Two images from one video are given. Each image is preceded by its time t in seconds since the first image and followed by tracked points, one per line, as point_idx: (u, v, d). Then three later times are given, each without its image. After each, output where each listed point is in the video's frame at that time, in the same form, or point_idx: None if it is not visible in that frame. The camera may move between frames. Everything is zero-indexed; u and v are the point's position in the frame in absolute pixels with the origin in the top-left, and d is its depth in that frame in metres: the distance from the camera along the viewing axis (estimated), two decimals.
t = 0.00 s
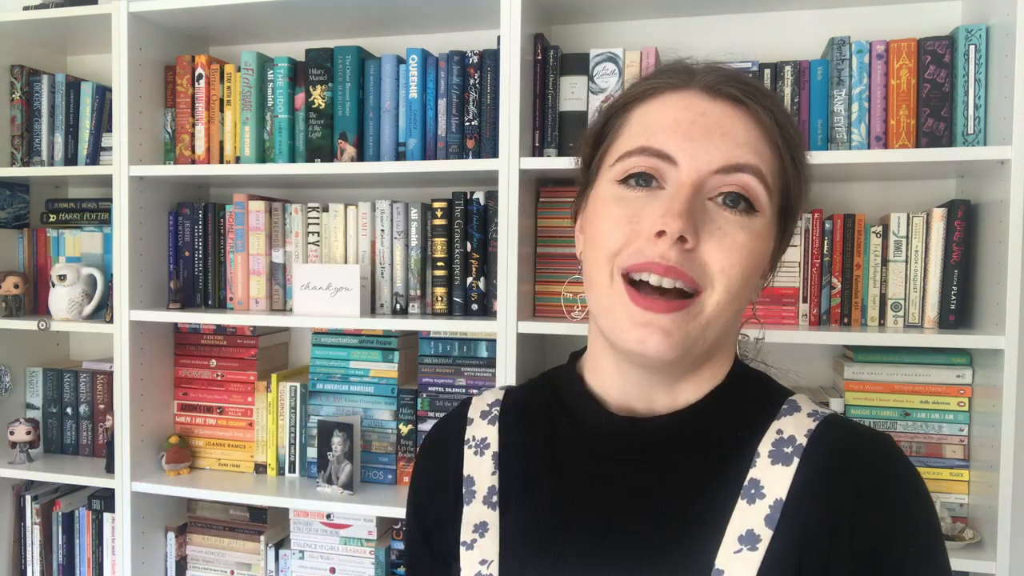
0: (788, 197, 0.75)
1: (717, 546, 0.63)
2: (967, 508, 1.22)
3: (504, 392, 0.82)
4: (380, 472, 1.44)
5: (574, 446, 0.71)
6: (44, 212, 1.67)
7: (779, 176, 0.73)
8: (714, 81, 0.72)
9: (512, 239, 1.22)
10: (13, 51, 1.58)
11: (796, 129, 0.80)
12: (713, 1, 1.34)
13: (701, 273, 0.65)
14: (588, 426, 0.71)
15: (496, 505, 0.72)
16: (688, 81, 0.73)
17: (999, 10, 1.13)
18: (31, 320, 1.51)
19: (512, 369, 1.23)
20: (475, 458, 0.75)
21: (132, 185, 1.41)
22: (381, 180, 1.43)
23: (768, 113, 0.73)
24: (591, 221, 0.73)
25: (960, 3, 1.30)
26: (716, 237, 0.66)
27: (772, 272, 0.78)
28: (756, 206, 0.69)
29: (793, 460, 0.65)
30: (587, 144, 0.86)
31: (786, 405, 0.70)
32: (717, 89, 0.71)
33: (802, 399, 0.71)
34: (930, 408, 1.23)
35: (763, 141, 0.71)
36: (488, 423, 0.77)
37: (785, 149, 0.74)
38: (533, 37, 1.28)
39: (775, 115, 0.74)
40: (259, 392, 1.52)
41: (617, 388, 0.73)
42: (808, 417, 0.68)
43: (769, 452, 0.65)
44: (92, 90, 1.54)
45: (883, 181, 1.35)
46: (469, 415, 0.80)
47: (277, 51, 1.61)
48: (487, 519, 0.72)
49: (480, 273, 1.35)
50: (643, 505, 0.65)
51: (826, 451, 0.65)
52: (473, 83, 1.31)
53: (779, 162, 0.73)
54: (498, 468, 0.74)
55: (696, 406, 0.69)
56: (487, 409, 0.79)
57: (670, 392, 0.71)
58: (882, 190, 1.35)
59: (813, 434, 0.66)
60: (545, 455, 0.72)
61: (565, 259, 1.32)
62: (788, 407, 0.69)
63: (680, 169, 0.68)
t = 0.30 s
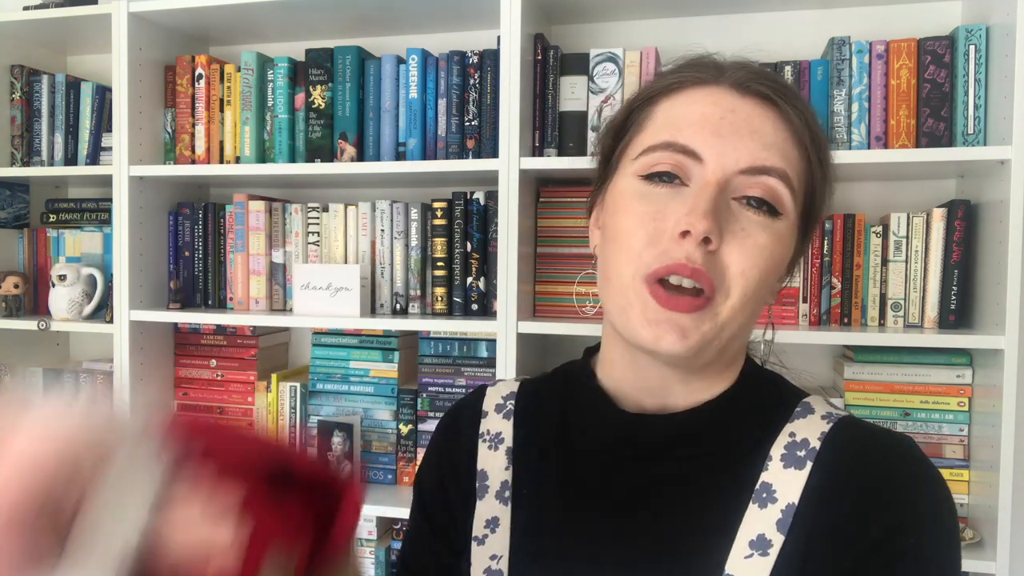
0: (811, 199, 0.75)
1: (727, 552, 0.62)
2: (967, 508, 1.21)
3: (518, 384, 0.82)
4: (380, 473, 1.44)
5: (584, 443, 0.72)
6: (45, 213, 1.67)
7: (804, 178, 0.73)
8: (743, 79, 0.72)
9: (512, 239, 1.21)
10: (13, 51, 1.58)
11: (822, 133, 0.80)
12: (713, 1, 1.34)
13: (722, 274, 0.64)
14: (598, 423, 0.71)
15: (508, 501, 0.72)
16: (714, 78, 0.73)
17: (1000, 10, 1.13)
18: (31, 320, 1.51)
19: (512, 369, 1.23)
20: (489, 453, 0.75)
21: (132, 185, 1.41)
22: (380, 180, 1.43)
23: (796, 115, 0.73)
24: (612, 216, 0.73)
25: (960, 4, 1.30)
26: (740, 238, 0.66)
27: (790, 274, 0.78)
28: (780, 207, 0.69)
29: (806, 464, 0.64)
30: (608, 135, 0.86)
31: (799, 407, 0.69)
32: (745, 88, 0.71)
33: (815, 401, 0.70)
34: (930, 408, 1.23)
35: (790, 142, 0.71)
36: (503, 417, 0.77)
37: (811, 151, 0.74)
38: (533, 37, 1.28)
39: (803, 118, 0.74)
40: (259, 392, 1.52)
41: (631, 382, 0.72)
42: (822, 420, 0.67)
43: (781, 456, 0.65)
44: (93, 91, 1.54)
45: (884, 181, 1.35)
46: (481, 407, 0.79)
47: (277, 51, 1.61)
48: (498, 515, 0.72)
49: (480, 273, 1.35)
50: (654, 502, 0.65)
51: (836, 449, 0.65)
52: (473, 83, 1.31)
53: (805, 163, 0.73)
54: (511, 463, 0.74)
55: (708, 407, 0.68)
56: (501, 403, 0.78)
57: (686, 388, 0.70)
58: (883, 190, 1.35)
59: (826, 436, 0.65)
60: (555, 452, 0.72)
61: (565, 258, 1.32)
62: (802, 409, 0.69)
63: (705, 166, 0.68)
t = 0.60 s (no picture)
0: (823, 200, 0.75)
1: (724, 557, 0.62)
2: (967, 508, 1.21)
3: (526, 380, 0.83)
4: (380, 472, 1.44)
5: (587, 442, 0.72)
6: (45, 213, 1.67)
7: (817, 178, 0.72)
8: (757, 77, 0.71)
9: (512, 239, 1.21)
10: (13, 51, 1.58)
11: (837, 134, 0.79)
12: (713, 1, 1.34)
13: (736, 277, 0.65)
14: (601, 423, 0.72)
15: (515, 501, 0.71)
16: (729, 76, 0.72)
17: (1000, 10, 1.13)
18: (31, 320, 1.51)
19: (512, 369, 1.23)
20: (497, 450, 0.74)
21: (132, 186, 1.41)
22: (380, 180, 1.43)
23: (812, 114, 0.72)
24: (620, 218, 0.73)
25: (960, 3, 1.30)
26: (751, 241, 0.66)
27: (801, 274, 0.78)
28: (792, 209, 0.68)
29: (805, 467, 0.63)
30: (615, 134, 0.85)
31: (802, 410, 0.68)
32: (760, 86, 0.70)
33: (819, 403, 0.70)
34: (930, 408, 1.23)
35: (804, 143, 0.70)
36: (512, 415, 0.76)
37: (826, 151, 0.73)
38: (533, 37, 1.28)
39: (818, 118, 0.73)
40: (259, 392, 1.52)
41: (638, 387, 0.74)
42: (824, 422, 0.66)
43: (781, 459, 0.64)
44: (92, 91, 1.54)
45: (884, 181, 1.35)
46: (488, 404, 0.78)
47: (277, 51, 1.61)
48: (504, 515, 0.71)
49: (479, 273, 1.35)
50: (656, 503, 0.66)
51: (835, 447, 0.64)
52: (473, 83, 1.31)
53: (818, 163, 0.72)
54: (519, 463, 0.73)
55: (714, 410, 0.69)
56: (510, 400, 0.78)
57: (693, 393, 0.71)
58: (884, 190, 1.35)
59: (828, 439, 0.64)
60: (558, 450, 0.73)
61: (565, 258, 1.32)
62: (804, 412, 0.68)
63: (717, 166, 0.67)
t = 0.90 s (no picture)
0: (825, 200, 0.75)
1: (728, 561, 0.62)
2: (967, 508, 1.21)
3: (523, 386, 0.82)
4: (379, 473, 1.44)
5: (588, 445, 0.72)
6: (45, 213, 1.67)
7: (821, 177, 0.72)
8: (759, 75, 0.71)
9: (512, 239, 1.21)
10: (13, 51, 1.58)
11: (839, 132, 0.78)
12: (712, 2, 1.34)
13: (741, 280, 0.65)
14: (601, 426, 0.72)
15: (512, 506, 0.72)
16: (729, 73, 0.72)
17: (1000, 10, 1.13)
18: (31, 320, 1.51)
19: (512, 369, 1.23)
20: (494, 454, 0.75)
21: (132, 185, 1.41)
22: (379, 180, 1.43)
23: (814, 111, 0.72)
24: (621, 219, 0.73)
25: (960, 3, 1.30)
26: (757, 241, 0.66)
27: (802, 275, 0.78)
28: (796, 209, 0.68)
29: (807, 471, 0.63)
30: (614, 132, 0.85)
31: (801, 413, 0.68)
32: (762, 84, 0.70)
33: (819, 405, 0.70)
34: (930, 408, 1.23)
35: (808, 141, 0.70)
36: (508, 419, 0.77)
37: (830, 150, 0.73)
38: (534, 37, 1.28)
39: (821, 116, 0.73)
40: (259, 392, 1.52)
41: (637, 391, 0.74)
42: (825, 425, 0.66)
43: (782, 462, 0.64)
44: (92, 90, 1.54)
45: (883, 181, 1.35)
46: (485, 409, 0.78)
47: (277, 51, 1.61)
48: (501, 520, 0.72)
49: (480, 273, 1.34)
50: (658, 507, 0.66)
51: (838, 451, 0.64)
52: (473, 83, 1.31)
53: (823, 162, 0.72)
54: (516, 467, 0.74)
55: (714, 414, 0.69)
56: (505, 403, 0.77)
57: (693, 395, 0.71)
58: (883, 190, 1.35)
59: (829, 442, 0.64)
60: (559, 454, 0.73)
61: (565, 259, 1.32)
62: (805, 414, 0.68)
63: (720, 166, 0.67)
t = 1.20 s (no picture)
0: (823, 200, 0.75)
1: (728, 561, 0.62)
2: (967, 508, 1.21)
3: (523, 387, 0.82)
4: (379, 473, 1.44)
5: (587, 445, 0.72)
6: (45, 213, 1.67)
7: (818, 177, 0.72)
8: (752, 77, 0.71)
9: (512, 240, 1.21)
10: (13, 51, 1.58)
11: (835, 126, 0.78)
12: (712, 2, 1.34)
13: (734, 290, 0.65)
14: (601, 426, 0.72)
15: (511, 506, 0.72)
16: (721, 75, 0.72)
17: (1000, 10, 1.13)
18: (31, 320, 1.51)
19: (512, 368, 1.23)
20: (493, 455, 0.75)
21: (132, 186, 1.41)
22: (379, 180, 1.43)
23: (809, 112, 0.72)
24: (615, 226, 0.73)
25: (960, 3, 1.30)
26: (753, 247, 0.66)
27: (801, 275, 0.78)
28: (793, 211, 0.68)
29: (806, 472, 0.63)
30: (608, 133, 0.85)
31: (801, 413, 0.68)
32: (755, 86, 0.70)
33: (819, 405, 0.70)
34: (930, 408, 1.23)
35: (805, 142, 0.70)
36: (508, 419, 0.77)
37: (827, 150, 0.73)
38: (533, 37, 1.28)
39: (817, 116, 0.73)
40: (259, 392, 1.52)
41: (636, 392, 0.74)
42: (824, 425, 0.66)
43: (781, 464, 0.64)
44: (92, 91, 1.54)
45: (883, 181, 1.35)
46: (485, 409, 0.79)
47: (276, 51, 1.61)
48: (500, 521, 0.72)
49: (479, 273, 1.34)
50: (658, 507, 0.66)
51: (838, 451, 0.64)
52: (473, 83, 1.31)
53: (820, 162, 0.72)
54: (516, 467, 0.74)
55: (714, 415, 0.68)
56: (505, 405, 0.78)
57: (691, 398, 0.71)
58: (883, 191, 1.35)
59: (829, 443, 0.64)
60: (558, 455, 0.73)
61: (565, 258, 1.32)
62: (804, 415, 0.68)
63: (715, 170, 0.67)
